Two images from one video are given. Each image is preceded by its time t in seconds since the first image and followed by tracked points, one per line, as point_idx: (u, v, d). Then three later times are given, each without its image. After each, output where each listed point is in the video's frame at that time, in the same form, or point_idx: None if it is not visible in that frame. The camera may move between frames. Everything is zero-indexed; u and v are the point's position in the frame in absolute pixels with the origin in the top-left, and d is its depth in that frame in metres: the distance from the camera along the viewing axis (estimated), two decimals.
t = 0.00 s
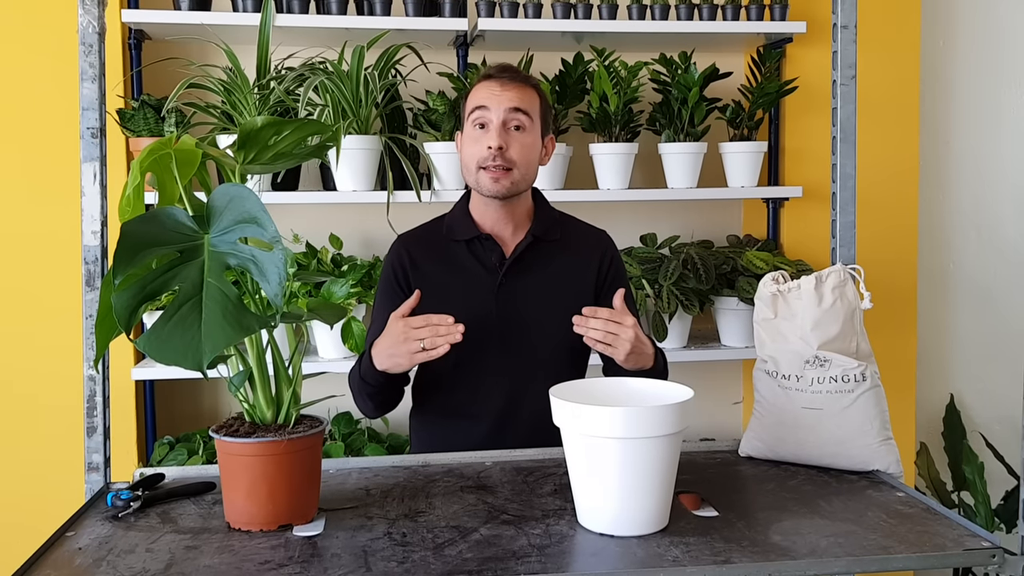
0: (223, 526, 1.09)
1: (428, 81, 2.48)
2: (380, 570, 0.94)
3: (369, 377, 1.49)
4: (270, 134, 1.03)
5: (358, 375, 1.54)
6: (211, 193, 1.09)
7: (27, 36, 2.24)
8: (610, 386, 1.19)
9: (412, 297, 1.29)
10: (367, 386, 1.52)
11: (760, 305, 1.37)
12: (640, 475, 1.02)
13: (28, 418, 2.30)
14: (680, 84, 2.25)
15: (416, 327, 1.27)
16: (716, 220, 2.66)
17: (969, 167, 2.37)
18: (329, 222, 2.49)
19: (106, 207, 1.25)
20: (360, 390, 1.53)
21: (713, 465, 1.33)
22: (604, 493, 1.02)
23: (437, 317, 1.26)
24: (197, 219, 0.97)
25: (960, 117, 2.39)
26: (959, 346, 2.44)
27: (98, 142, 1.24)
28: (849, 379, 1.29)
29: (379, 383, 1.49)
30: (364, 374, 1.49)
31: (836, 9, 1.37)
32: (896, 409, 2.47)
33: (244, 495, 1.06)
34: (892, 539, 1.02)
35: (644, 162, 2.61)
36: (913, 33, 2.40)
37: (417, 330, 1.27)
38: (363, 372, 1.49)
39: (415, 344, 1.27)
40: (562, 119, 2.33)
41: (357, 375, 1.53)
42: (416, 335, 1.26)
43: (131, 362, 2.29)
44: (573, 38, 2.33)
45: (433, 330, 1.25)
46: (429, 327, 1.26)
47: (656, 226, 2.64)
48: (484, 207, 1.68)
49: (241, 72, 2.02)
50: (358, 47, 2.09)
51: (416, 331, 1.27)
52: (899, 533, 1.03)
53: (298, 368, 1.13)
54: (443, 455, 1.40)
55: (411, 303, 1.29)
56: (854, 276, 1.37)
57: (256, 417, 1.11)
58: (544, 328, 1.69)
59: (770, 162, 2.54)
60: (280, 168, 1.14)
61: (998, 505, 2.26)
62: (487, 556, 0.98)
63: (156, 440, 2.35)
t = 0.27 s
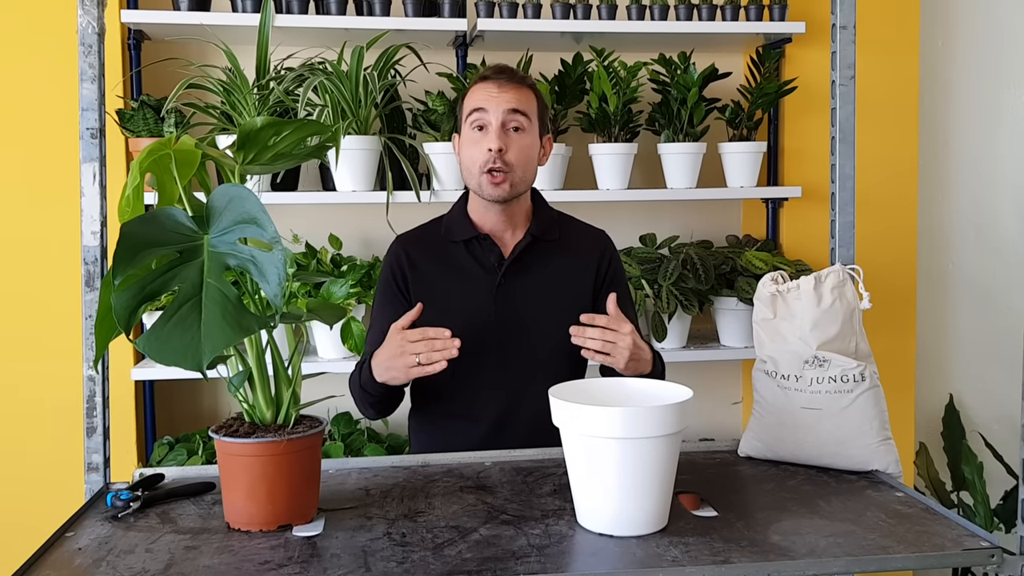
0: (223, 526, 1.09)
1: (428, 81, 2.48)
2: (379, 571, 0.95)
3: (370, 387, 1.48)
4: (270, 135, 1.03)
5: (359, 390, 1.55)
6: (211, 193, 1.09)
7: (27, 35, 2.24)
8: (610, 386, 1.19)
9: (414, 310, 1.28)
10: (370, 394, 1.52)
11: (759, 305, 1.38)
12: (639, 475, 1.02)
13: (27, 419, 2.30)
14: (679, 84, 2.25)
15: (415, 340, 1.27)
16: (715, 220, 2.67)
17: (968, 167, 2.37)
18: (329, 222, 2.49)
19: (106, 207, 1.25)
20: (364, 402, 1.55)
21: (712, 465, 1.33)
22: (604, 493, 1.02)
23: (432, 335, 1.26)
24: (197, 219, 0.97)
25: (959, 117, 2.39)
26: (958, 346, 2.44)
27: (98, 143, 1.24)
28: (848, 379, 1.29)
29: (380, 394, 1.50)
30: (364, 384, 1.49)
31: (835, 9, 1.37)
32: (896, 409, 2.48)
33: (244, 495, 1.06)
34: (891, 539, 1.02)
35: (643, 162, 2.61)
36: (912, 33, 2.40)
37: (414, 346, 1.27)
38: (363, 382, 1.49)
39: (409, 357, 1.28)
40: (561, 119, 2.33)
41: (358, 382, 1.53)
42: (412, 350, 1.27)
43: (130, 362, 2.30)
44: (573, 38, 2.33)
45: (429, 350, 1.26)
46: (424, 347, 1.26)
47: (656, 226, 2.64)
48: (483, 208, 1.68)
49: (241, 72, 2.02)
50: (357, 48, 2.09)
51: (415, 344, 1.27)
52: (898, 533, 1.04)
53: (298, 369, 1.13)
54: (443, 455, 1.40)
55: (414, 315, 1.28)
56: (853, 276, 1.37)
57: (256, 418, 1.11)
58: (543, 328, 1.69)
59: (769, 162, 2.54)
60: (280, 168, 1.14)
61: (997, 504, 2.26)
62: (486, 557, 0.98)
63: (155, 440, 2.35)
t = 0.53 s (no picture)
0: (224, 527, 1.09)
1: (428, 81, 2.48)
2: (380, 571, 0.95)
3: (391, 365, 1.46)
4: (270, 135, 1.03)
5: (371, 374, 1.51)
6: (211, 194, 1.09)
7: (27, 36, 2.25)
8: (610, 387, 1.19)
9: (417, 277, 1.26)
10: (385, 377, 1.49)
11: (759, 305, 1.38)
12: (639, 476, 1.02)
13: (28, 419, 2.30)
14: (679, 85, 2.25)
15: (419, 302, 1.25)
16: (716, 220, 2.67)
17: (968, 167, 2.37)
18: (329, 222, 2.49)
19: (106, 208, 1.25)
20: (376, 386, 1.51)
21: (713, 465, 1.33)
22: (604, 494, 1.02)
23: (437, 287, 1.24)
24: (197, 220, 0.97)
25: (959, 117, 2.39)
26: (958, 345, 2.44)
27: (99, 144, 1.24)
28: (848, 379, 1.29)
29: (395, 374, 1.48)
30: (382, 364, 1.47)
31: (835, 9, 1.37)
32: (896, 409, 2.48)
33: (244, 496, 1.06)
34: (892, 539, 1.02)
35: (643, 162, 2.61)
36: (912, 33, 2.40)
37: (418, 305, 1.24)
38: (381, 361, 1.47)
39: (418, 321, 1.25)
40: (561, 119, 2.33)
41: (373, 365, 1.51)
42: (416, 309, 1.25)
43: (131, 363, 2.30)
44: (573, 38, 2.33)
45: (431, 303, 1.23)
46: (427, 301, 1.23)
47: (656, 226, 2.64)
48: (487, 207, 1.67)
49: (241, 72, 2.02)
50: (358, 48, 2.09)
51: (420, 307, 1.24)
52: (898, 533, 1.04)
53: (299, 369, 1.13)
54: (443, 455, 1.40)
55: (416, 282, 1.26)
56: (854, 277, 1.37)
57: (256, 418, 1.11)
58: (543, 326, 1.69)
59: (769, 162, 2.54)
60: (280, 169, 1.14)
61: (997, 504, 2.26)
62: (487, 557, 0.98)
63: (156, 441, 2.35)
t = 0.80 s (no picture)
0: (224, 527, 1.09)
1: (429, 81, 2.48)
2: (381, 571, 0.95)
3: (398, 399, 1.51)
4: (272, 136, 1.03)
5: (382, 393, 1.55)
6: (212, 194, 1.09)
7: (28, 36, 2.25)
8: (610, 387, 1.19)
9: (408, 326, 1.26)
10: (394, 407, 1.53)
11: (760, 305, 1.37)
12: (640, 476, 1.02)
13: (29, 418, 2.30)
14: (680, 85, 2.25)
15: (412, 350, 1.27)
16: (716, 221, 2.67)
17: (970, 167, 2.37)
18: (330, 223, 2.49)
19: (107, 208, 1.25)
20: (386, 409, 1.54)
21: (713, 466, 1.33)
22: (605, 494, 1.02)
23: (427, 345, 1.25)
24: (198, 220, 0.97)
25: (960, 118, 2.39)
26: (959, 346, 2.44)
27: (100, 144, 1.24)
28: (850, 380, 1.29)
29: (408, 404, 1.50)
30: (391, 396, 1.51)
31: (837, 10, 1.37)
32: (897, 410, 2.48)
33: (246, 496, 1.06)
34: (893, 540, 1.02)
35: (645, 162, 2.61)
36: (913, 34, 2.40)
37: (410, 361, 1.26)
38: (389, 395, 1.51)
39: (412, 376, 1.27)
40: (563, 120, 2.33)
41: (382, 394, 1.54)
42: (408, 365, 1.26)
43: (132, 362, 2.30)
44: (573, 38, 2.33)
45: (421, 361, 1.24)
46: (417, 359, 1.24)
47: (657, 226, 2.64)
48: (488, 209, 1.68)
49: (242, 72, 2.02)
50: (358, 48, 2.09)
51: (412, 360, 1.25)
52: (899, 534, 1.03)
53: (300, 370, 1.13)
54: (445, 455, 1.40)
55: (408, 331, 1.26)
56: (855, 277, 1.37)
57: (257, 418, 1.11)
58: (546, 329, 1.69)
59: (770, 163, 2.54)
60: (281, 169, 1.14)
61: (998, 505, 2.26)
62: (488, 557, 0.98)
63: (157, 440, 2.35)
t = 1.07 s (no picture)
0: (224, 527, 1.09)
1: (429, 81, 2.48)
2: (380, 572, 0.95)
3: (393, 405, 1.51)
4: (271, 135, 1.03)
5: (378, 393, 1.55)
6: (212, 194, 1.09)
7: (28, 36, 2.25)
8: (610, 387, 1.19)
9: (403, 327, 1.26)
10: (390, 412, 1.53)
11: (760, 305, 1.37)
12: (639, 476, 1.02)
13: (28, 418, 2.30)
14: (680, 85, 2.25)
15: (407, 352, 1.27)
16: (716, 221, 2.67)
17: (970, 167, 2.36)
18: (330, 222, 2.49)
19: (106, 208, 1.25)
20: (383, 410, 1.54)
21: (713, 466, 1.33)
22: (604, 495, 1.02)
23: (421, 350, 1.26)
24: (197, 220, 0.97)
25: (959, 118, 2.39)
26: (959, 346, 2.44)
27: (99, 143, 1.24)
28: (849, 381, 1.29)
29: (404, 404, 1.50)
30: (387, 401, 1.51)
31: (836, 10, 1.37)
32: (896, 410, 2.48)
33: (245, 496, 1.06)
34: (893, 540, 1.02)
35: (644, 162, 2.61)
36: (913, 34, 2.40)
37: (403, 365, 1.27)
38: (385, 399, 1.52)
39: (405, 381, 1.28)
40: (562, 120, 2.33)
41: (378, 398, 1.55)
42: (401, 369, 1.27)
43: (131, 362, 2.30)
44: (573, 38, 2.33)
45: (414, 365, 1.25)
46: (412, 363, 1.25)
47: (656, 226, 2.64)
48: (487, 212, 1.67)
49: (242, 72, 2.02)
50: (358, 48, 2.09)
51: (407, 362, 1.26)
52: (899, 534, 1.04)
53: (299, 369, 1.13)
54: (444, 455, 1.40)
55: (403, 333, 1.26)
56: (854, 277, 1.37)
57: (257, 418, 1.11)
58: (545, 330, 1.69)
59: (770, 163, 2.54)
60: (280, 169, 1.14)
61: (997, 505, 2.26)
62: (488, 558, 0.98)
63: (156, 440, 2.35)
